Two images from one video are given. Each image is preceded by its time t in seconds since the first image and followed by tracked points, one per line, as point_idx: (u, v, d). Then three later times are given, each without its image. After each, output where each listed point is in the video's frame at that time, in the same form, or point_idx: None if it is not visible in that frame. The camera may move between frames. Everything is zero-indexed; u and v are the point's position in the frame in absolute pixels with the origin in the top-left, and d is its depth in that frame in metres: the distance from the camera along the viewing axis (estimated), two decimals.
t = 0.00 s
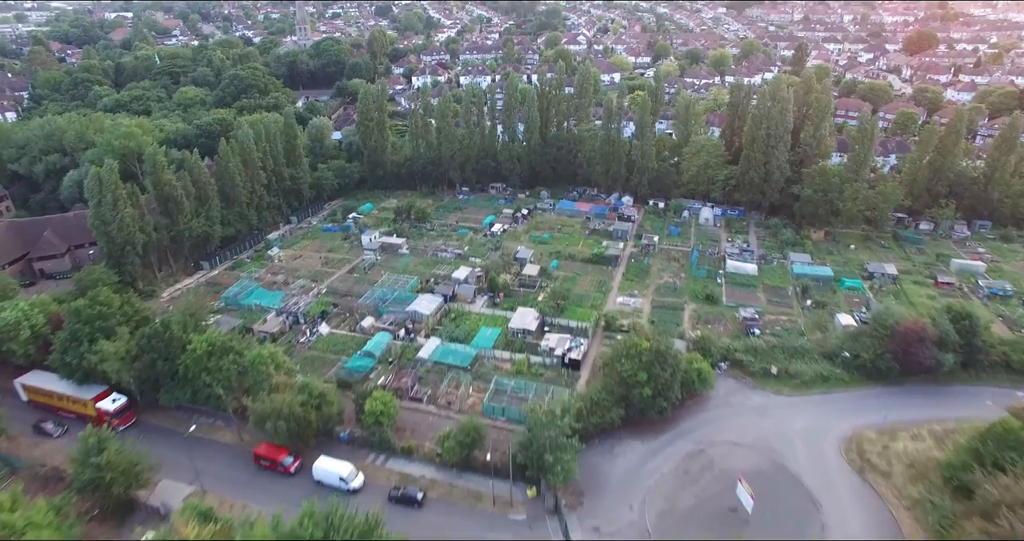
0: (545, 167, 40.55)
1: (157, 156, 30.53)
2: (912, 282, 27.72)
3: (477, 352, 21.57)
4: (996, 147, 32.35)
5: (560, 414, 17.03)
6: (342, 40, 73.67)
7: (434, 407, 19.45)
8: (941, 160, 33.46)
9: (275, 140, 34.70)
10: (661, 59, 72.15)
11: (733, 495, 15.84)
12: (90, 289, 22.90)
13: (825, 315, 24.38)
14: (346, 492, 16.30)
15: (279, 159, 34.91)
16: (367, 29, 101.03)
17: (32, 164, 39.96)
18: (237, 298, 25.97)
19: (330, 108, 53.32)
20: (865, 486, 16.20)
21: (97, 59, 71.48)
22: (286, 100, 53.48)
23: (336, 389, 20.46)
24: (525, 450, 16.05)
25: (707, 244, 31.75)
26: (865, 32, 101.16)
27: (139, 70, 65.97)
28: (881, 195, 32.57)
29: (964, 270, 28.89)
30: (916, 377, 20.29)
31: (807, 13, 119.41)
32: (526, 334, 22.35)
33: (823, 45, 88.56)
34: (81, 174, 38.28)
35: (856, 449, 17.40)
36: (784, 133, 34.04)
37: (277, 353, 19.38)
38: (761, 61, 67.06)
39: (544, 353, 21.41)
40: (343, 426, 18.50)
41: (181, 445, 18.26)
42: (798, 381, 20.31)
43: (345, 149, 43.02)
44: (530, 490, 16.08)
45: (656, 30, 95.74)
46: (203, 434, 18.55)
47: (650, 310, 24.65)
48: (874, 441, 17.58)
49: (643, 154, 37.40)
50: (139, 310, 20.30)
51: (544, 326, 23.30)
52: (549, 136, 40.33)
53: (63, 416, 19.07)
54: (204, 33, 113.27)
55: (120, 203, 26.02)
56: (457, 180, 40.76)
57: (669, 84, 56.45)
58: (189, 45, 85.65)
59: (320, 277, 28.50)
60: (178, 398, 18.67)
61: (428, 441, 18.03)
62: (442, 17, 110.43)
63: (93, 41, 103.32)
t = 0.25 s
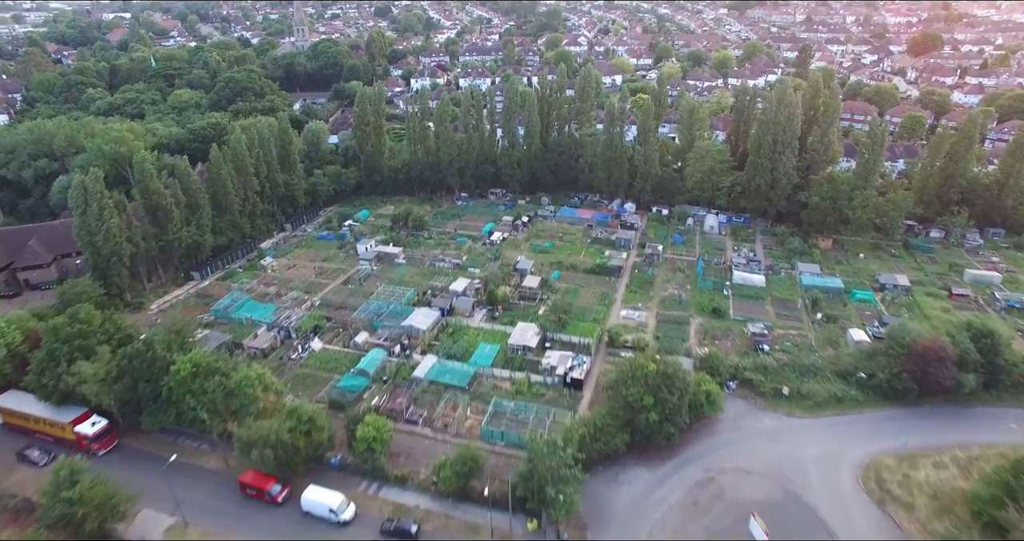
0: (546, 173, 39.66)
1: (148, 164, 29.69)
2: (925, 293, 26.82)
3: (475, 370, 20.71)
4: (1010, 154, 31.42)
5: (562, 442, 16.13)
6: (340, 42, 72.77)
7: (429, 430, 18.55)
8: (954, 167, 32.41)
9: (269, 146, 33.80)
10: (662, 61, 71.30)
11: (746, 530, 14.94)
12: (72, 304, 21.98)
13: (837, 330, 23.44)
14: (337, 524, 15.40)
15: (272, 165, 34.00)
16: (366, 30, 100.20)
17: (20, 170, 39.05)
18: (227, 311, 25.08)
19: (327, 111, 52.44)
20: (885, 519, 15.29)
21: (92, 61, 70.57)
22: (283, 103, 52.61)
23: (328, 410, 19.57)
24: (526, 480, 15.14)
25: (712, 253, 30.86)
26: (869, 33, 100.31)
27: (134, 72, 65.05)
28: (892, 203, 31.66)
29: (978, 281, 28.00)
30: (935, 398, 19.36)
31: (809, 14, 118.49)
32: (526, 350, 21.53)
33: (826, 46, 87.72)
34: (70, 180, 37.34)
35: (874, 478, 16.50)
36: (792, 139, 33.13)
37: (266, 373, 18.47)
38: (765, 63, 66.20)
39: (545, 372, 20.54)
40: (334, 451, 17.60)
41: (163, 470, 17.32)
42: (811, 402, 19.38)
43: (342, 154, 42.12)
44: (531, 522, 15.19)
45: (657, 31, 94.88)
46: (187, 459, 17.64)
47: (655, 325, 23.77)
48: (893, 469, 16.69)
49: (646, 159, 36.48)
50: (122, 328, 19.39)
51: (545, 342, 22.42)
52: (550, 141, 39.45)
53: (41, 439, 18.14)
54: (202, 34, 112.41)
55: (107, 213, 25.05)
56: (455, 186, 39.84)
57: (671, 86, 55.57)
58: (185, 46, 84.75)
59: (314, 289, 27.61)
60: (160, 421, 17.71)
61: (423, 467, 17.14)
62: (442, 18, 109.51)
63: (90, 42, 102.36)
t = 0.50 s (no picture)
0: (546, 178, 38.80)
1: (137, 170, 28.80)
2: (939, 305, 25.96)
3: (473, 390, 19.87)
4: None
5: (564, 472, 15.27)
6: (338, 43, 71.90)
7: (425, 454, 17.70)
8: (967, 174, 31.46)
9: (262, 151, 32.91)
10: (665, 63, 70.43)
11: None
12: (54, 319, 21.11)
13: (849, 346, 22.57)
14: None
15: (267, 171, 33.11)
16: (366, 31, 99.39)
17: (9, 175, 38.17)
18: (217, 325, 24.22)
19: (324, 114, 51.53)
20: None
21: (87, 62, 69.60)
22: (279, 105, 51.72)
23: (319, 432, 18.72)
24: (527, 514, 14.28)
25: (718, 263, 29.99)
26: (872, 34, 99.41)
27: (129, 74, 64.11)
28: (903, 210, 30.78)
29: (993, 293, 27.16)
30: (954, 420, 18.50)
31: (812, 15, 117.50)
32: (527, 368, 20.68)
33: (829, 48, 86.89)
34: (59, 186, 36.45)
35: (894, 509, 15.62)
36: (800, 144, 32.25)
37: (253, 395, 17.62)
38: (768, 64, 65.35)
39: (546, 392, 19.68)
40: (324, 478, 16.75)
41: (145, 499, 16.44)
42: (824, 425, 18.49)
43: (338, 158, 41.25)
44: None
45: (659, 32, 94.01)
46: (170, 486, 16.76)
47: (660, 340, 22.91)
48: (914, 499, 15.82)
49: (649, 165, 35.60)
50: (103, 346, 18.49)
51: (546, 359, 21.57)
52: (551, 145, 38.57)
53: (16, 465, 17.24)
54: (200, 34, 111.48)
55: (92, 222, 24.15)
56: (454, 192, 38.96)
57: (674, 89, 54.67)
58: (182, 47, 83.82)
59: (308, 300, 26.74)
60: (142, 445, 16.83)
61: (418, 496, 16.29)
62: (442, 19, 108.62)
63: (87, 43, 101.40)
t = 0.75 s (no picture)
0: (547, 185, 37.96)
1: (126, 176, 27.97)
2: (954, 318, 25.12)
3: (471, 410, 19.05)
4: None
5: (565, 505, 14.47)
6: (336, 45, 71.09)
7: (421, 480, 16.87)
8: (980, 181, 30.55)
9: (256, 157, 32.05)
10: (667, 65, 69.61)
11: None
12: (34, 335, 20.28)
13: (862, 362, 21.71)
14: None
15: (261, 178, 32.24)
16: (365, 32, 98.62)
17: None
18: (207, 339, 23.38)
19: (321, 117, 50.69)
20: None
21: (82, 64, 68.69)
22: (276, 109, 50.89)
23: (310, 456, 17.88)
24: None
25: (723, 273, 29.16)
26: (875, 35, 98.53)
27: (124, 76, 63.23)
28: (914, 218, 29.91)
29: (1009, 305, 26.32)
30: (975, 442, 17.71)
31: (814, 16, 116.64)
32: (527, 386, 19.84)
33: (833, 49, 86.04)
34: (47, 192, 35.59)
35: None
36: (808, 150, 31.38)
37: (240, 419, 16.75)
38: (772, 66, 64.54)
39: (547, 413, 18.85)
40: (315, 506, 15.92)
41: (125, 529, 15.57)
42: (838, 448, 17.64)
43: (335, 163, 40.41)
44: None
45: (661, 34, 93.16)
46: (152, 515, 15.86)
47: (666, 357, 22.06)
48: (937, 532, 14.98)
49: (653, 171, 34.74)
50: (83, 366, 17.61)
51: (547, 376, 20.73)
52: (552, 150, 37.71)
53: None
54: (198, 35, 110.65)
55: (77, 233, 23.39)
56: (453, 198, 38.11)
57: (677, 92, 53.81)
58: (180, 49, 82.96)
59: (301, 312, 25.89)
60: (122, 472, 15.93)
61: (413, 526, 15.48)
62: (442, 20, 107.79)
63: (84, 44, 100.51)
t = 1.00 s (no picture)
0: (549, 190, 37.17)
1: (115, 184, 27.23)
2: (969, 331, 24.31)
3: (469, 431, 18.27)
4: None
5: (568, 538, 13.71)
6: (335, 46, 70.28)
7: (416, 507, 16.10)
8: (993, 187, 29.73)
9: (250, 162, 31.22)
10: (669, 66, 68.82)
11: None
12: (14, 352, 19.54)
13: (875, 379, 20.89)
14: None
15: (255, 184, 31.38)
16: (365, 34, 97.79)
17: None
18: (196, 353, 22.60)
19: (318, 120, 49.91)
20: None
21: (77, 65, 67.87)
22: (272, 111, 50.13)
23: (300, 480, 17.10)
24: None
25: (729, 283, 28.36)
26: (878, 36, 97.66)
27: (119, 78, 62.44)
28: (925, 226, 29.07)
29: None
30: (998, 467, 16.92)
31: (817, 17, 115.85)
32: (527, 405, 19.07)
33: (836, 50, 85.17)
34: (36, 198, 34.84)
35: None
36: (816, 156, 30.53)
37: (227, 443, 15.96)
38: (775, 68, 63.70)
39: (548, 435, 18.06)
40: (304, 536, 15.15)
41: None
42: (854, 473, 16.83)
43: (331, 168, 39.61)
44: None
45: (663, 35, 92.27)
46: None
47: (671, 373, 21.27)
48: None
49: (656, 177, 33.92)
50: (63, 387, 16.85)
51: (549, 395, 19.95)
52: (553, 155, 36.92)
53: None
54: (197, 37, 109.87)
55: (60, 243, 22.65)
56: (452, 204, 37.31)
57: (679, 94, 53.02)
58: (177, 50, 82.17)
59: (294, 324, 25.11)
60: (102, 500, 15.15)
61: None
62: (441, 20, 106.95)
63: (81, 46, 99.70)
